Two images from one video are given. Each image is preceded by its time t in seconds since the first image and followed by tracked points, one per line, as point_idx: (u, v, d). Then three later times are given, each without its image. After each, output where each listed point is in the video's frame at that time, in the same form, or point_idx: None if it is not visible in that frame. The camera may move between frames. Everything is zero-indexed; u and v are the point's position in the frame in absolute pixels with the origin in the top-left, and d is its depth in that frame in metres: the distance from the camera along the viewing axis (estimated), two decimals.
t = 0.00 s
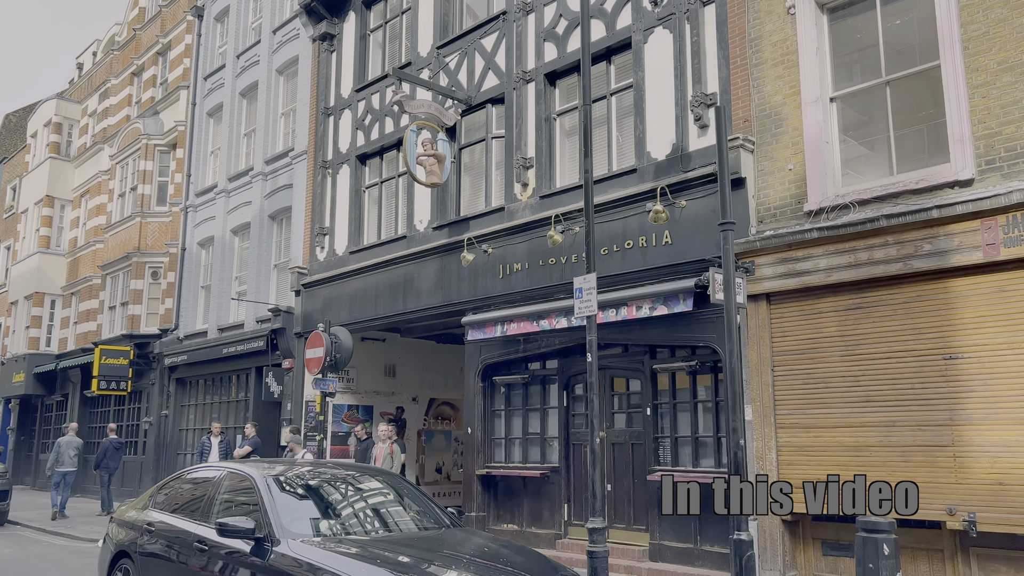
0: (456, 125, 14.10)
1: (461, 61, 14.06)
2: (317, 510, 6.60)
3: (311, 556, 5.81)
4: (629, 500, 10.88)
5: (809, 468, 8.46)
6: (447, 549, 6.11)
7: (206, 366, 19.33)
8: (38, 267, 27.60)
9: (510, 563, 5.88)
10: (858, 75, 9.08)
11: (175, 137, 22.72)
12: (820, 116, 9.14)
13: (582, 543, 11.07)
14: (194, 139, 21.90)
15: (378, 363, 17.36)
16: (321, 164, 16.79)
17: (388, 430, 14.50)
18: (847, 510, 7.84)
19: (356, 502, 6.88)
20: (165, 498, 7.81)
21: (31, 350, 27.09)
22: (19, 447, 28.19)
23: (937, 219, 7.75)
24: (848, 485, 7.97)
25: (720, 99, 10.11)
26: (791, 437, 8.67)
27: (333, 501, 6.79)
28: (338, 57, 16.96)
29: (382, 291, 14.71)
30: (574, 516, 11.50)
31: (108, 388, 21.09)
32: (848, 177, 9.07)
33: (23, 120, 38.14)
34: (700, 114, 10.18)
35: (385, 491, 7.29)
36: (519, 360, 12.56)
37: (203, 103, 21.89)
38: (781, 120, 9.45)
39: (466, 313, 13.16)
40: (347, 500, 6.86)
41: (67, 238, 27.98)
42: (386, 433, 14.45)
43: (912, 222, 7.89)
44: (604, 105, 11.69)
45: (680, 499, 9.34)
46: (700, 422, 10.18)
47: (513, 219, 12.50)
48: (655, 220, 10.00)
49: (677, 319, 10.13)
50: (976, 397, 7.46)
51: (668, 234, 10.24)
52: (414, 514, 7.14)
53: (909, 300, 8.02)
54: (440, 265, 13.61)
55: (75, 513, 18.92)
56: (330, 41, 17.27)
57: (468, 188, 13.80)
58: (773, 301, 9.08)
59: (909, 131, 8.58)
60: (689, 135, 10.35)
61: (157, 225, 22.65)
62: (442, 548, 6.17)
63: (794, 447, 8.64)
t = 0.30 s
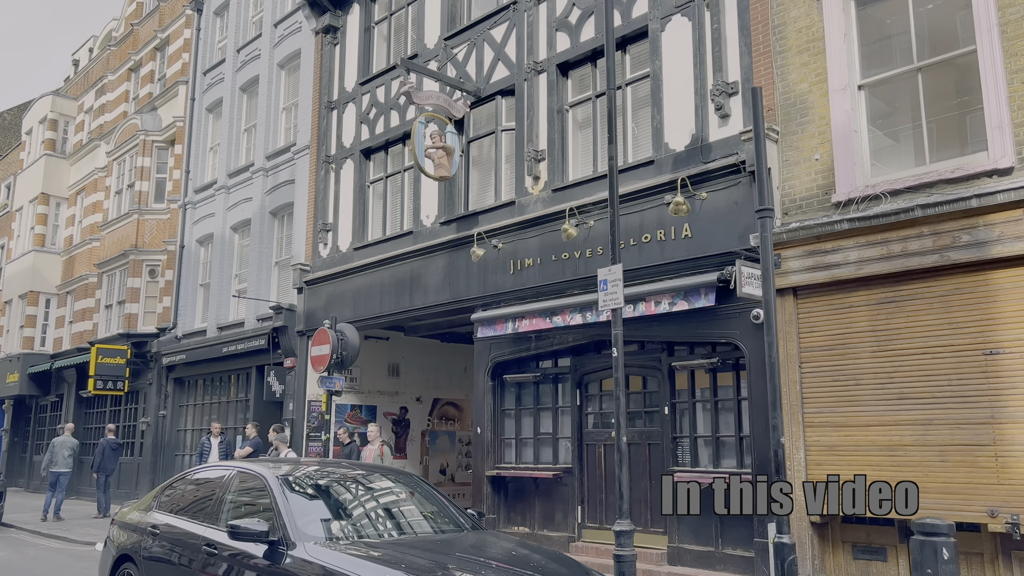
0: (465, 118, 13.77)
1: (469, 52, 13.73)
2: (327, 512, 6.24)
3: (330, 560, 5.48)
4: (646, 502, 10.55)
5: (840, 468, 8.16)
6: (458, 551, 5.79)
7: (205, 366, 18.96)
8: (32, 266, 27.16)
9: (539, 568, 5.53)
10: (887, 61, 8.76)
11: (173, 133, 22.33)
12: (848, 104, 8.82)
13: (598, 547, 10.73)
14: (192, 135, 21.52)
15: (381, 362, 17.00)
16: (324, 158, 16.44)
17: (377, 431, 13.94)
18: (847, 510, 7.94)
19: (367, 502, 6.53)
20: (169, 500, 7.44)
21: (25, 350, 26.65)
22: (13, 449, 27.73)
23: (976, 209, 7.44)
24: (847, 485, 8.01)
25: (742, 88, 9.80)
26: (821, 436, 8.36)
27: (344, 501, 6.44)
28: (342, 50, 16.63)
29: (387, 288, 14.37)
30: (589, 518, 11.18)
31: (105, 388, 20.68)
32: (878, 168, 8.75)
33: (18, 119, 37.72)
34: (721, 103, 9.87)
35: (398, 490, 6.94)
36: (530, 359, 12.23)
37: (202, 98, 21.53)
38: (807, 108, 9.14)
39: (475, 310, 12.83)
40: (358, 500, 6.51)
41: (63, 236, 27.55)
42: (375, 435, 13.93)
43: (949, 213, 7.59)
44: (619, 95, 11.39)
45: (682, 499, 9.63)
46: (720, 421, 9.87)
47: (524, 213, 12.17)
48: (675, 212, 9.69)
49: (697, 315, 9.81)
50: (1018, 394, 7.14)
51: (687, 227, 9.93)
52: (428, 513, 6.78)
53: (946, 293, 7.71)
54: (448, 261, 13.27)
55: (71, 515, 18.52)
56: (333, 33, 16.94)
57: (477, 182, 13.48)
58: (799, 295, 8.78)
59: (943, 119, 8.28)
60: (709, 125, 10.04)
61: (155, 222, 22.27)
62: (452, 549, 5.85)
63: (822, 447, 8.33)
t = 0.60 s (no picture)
0: (470, 118, 13.43)
1: (474, 50, 13.40)
2: (333, 526, 5.87)
3: None
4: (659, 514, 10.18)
5: (870, 480, 7.82)
6: (470, 570, 5.43)
7: (200, 371, 18.55)
8: (23, 269, 26.66)
9: None
10: (916, 57, 8.45)
11: (168, 134, 21.93)
12: (875, 102, 8.51)
13: (611, 560, 10.36)
14: (188, 136, 21.13)
15: (382, 368, 16.61)
16: (324, 159, 16.07)
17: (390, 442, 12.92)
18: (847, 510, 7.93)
19: (375, 515, 6.14)
20: (170, 514, 7.05)
21: (15, 355, 26.13)
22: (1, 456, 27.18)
23: (1016, 210, 7.13)
24: (848, 486, 7.97)
25: (763, 85, 9.49)
26: (849, 446, 8.02)
27: (350, 515, 6.06)
28: (342, 49, 16.29)
29: (390, 292, 14.00)
30: (600, 530, 10.81)
31: (97, 394, 20.23)
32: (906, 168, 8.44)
33: (9, 121, 37.21)
34: (741, 101, 9.56)
35: (407, 501, 6.55)
36: (538, 365, 11.88)
37: (198, 98, 21.13)
38: (831, 106, 8.83)
39: (481, 314, 12.47)
40: (365, 513, 6.13)
41: (54, 239, 27.08)
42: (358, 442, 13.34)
43: (986, 214, 7.28)
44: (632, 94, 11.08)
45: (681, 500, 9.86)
46: (740, 430, 9.53)
47: (533, 215, 11.83)
48: (694, 213, 9.36)
49: (715, 319, 9.48)
50: None
51: (705, 229, 9.61)
52: (439, 525, 6.41)
53: (984, 299, 7.38)
54: (453, 264, 12.92)
55: (62, 525, 18.04)
56: (334, 32, 16.61)
57: (483, 183, 13.14)
58: (825, 299, 8.46)
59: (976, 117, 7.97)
60: (728, 124, 9.73)
61: (149, 225, 21.86)
62: (464, 568, 5.50)
63: (852, 458, 7.99)
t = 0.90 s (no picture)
0: (474, 115, 13.13)
1: (478, 45, 13.09)
2: (337, 534, 5.51)
3: None
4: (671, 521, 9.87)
5: (896, 485, 7.53)
6: None
7: (193, 375, 18.14)
8: (11, 272, 26.17)
9: None
10: (942, 48, 8.18)
11: (162, 134, 21.53)
12: (899, 94, 8.23)
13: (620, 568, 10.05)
14: (182, 135, 20.74)
15: (380, 372, 16.24)
16: (322, 158, 15.72)
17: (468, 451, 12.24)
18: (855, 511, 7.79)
19: (380, 521, 5.79)
20: (167, 522, 6.69)
21: (2, 359, 25.61)
22: None
23: None
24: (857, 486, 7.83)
25: (780, 79, 9.21)
26: (875, 450, 7.73)
27: (355, 521, 5.70)
28: (342, 46, 15.96)
29: (390, 294, 13.66)
30: (609, 538, 10.49)
31: (86, 398, 19.76)
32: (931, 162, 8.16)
33: None
34: (757, 95, 9.29)
35: (413, 505, 6.19)
36: (544, 367, 11.56)
37: (193, 97, 20.75)
38: (852, 100, 8.57)
39: (485, 315, 12.15)
40: (372, 519, 5.77)
41: (43, 241, 26.60)
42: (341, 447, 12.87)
43: (1019, 209, 7.01)
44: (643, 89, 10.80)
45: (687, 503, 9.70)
46: (756, 434, 9.22)
47: (540, 213, 11.52)
48: (710, 210, 9.07)
49: (731, 319, 9.18)
50: None
51: (721, 226, 9.32)
52: (447, 531, 6.05)
53: (1018, 297, 7.10)
54: (456, 264, 12.59)
55: (49, 532, 17.57)
56: (333, 29, 16.30)
57: (487, 182, 12.84)
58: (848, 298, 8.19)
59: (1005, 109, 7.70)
60: (744, 118, 9.44)
61: (141, 226, 21.45)
62: None
63: (878, 463, 7.70)
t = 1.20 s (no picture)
0: (475, 117, 12.78)
1: (480, 46, 12.75)
2: (339, 557, 5.09)
3: None
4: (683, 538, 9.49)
5: (927, 502, 7.19)
6: None
7: (182, 384, 17.66)
8: None
9: None
10: (969, 47, 7.87)
11: (152, 137, 21.09)
12: (924, 94, 7.92)
13: None
14: (172, 139, 20.30)
15: (376, 381, 15.81)
16: (318, 161, 15.34)
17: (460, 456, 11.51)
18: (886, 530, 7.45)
19: (383, 540, 5.37)
20: (159, 542, 6.26)
21: None
22: None
23: None
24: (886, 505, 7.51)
25: (798, 79, 8.90)
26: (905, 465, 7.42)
27: (355, 542, 5.28)
28: (338, 48, 15.60)
29: (389, 301, 13.27)
30: (619, 555, 10.10)
31: (72, 408, 19.22)
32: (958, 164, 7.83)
33: None
34: (774, 95, 8.95)
35: (416, 521, 5.76)
36: (550, 377, 11.20)
37: (184, 100, 20.33)
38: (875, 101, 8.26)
39: (488, 323, 11.78)
40: (373, 539, 5.35)
41: (29, 247, 26.06)
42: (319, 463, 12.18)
43: None
44: (653, 90, 10.47)
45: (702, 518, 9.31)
46: (773, 447, 8.89)
47: (545, 218, 11.17)
48: (727, 214, 8.74)
49: (748, 328, 8.83)
50: None
51: (737, 232, 8.99)
52: (451, 548, 5.60)
53: None
54: (458, 270, 12.21)
55: (33, 547, 17.02)
56: (329, 30, 15.93)
57: (489, 186, 12.48)
58: (874, 306, 7.90)
59: None
60: (760, 120, 9.11)
61: (130, 232, 20.98)
62: None
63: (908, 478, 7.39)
